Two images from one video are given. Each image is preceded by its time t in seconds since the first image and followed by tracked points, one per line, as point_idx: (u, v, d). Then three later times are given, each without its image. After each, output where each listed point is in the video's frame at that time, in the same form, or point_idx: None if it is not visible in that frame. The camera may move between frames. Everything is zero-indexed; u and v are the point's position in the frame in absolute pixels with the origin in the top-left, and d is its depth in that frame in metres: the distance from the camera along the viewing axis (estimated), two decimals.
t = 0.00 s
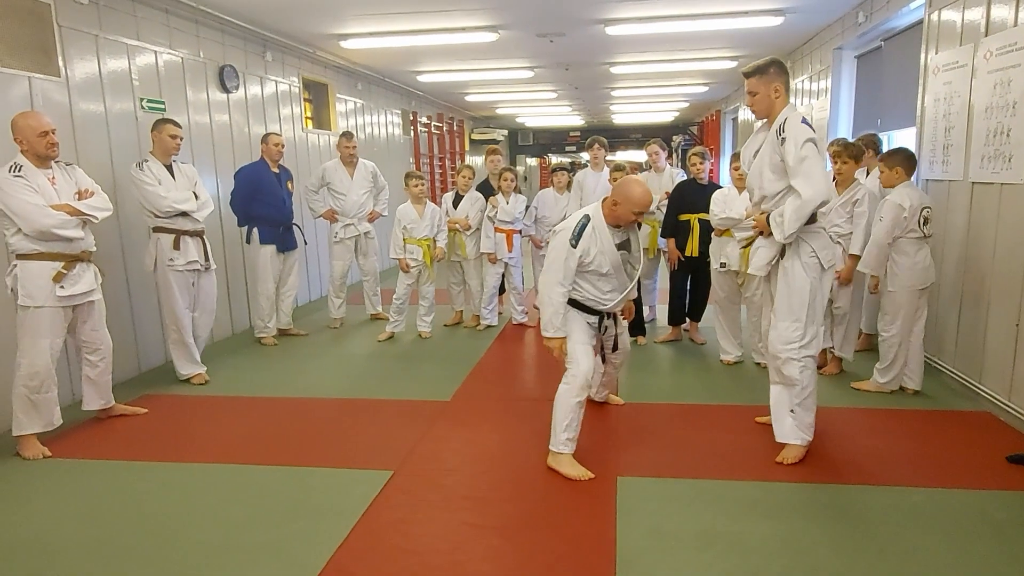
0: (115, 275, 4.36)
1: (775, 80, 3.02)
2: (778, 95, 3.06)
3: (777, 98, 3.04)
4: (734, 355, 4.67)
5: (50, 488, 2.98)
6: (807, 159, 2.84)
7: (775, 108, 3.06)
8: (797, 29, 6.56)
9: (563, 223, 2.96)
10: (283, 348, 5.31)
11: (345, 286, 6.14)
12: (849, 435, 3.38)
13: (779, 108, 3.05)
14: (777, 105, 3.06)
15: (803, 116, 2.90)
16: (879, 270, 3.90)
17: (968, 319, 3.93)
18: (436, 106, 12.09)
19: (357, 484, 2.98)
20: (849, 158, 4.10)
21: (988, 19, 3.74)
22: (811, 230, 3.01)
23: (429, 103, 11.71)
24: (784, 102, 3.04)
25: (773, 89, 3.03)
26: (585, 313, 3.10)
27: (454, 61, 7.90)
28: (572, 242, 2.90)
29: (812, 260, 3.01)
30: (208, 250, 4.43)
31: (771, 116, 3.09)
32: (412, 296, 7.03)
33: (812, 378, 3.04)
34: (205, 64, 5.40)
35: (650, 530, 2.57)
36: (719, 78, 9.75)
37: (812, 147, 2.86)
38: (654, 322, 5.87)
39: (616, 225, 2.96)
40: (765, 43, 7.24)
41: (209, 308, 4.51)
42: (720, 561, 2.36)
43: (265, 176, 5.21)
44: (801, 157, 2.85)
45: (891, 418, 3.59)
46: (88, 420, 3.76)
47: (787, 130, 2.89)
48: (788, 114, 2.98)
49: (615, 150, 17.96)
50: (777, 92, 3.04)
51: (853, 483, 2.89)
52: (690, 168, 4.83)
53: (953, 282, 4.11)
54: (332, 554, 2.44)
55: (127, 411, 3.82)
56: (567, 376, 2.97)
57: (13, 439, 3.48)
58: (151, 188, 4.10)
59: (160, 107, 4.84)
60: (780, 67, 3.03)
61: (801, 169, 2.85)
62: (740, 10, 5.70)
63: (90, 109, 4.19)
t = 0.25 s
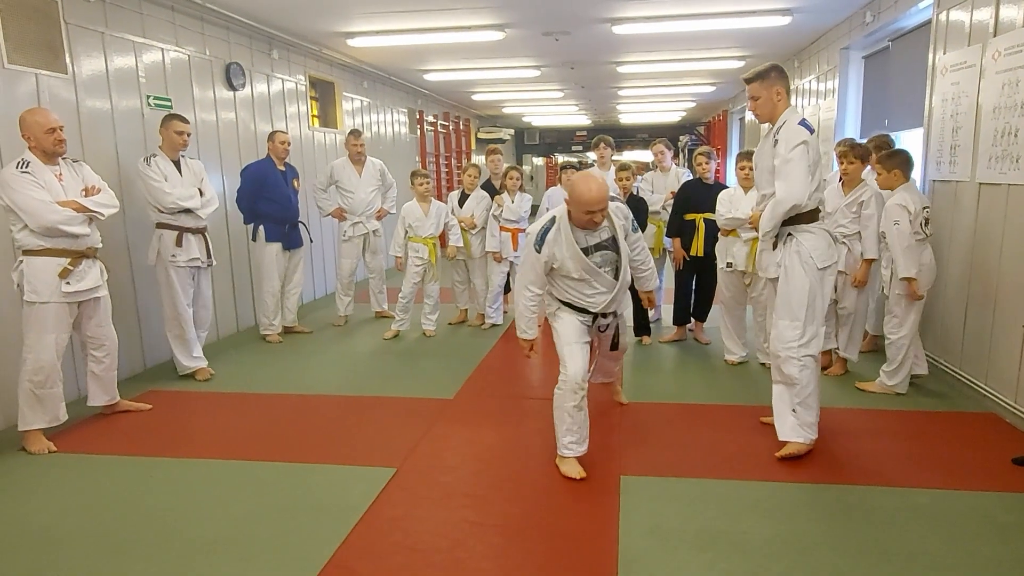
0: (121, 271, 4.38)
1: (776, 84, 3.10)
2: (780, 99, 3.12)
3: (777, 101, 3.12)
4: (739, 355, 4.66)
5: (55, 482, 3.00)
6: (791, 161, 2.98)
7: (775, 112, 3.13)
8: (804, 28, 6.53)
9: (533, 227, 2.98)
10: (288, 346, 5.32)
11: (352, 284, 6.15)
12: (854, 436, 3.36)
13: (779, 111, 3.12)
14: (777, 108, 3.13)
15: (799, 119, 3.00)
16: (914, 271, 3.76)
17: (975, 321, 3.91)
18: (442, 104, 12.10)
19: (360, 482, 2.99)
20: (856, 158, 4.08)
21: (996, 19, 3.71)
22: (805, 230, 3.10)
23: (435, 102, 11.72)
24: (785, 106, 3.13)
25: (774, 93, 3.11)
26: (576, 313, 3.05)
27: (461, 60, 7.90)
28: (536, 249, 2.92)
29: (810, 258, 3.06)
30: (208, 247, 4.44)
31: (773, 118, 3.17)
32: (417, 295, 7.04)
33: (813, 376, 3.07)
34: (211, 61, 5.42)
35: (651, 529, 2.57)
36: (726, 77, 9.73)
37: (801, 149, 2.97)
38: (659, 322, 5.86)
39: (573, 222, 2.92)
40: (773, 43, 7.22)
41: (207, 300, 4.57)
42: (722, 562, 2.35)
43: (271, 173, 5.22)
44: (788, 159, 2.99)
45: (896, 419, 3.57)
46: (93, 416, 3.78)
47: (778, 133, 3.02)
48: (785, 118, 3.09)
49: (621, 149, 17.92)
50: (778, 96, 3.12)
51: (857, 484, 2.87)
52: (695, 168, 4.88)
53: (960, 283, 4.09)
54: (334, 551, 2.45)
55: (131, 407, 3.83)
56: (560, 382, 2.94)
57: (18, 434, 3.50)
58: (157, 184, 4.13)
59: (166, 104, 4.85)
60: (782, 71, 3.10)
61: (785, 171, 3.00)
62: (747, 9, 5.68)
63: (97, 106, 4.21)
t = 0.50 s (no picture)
0: (126, 270, 4.40)
1: (778, 85, 3.11)
2: (780, 99, 3.13)
3: (778, 101, 3.13)
4: (743, 355, 4.65)
5: (60, 481, 3.01)
6: (790, 159, 2.99)
7: (776, 111, 3.14)
8: (809, 28, 6.52)
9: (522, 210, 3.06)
10: (292, 345, 5.34)
11: (357, 283, 6.16)
12: (857, 437, 3.36)
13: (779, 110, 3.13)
14: (778, 108, 3.13)
15: (799, 118, 3.01)
16: (921, 272, 3.77)
17: (979, 322, 3.89)
18: (446, 104, 12.10)
19: (363, 481, 2.99)
20: (859, 159, 4.09)
21: (1002, 19, 3.70)
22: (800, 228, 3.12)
23: (439, 102, 11.72)
24: (785, 106, 3.14)
25: (775, 93, 3.12)
26: (571, 302, 3.03)
27: (465, 60, 7.90)
28: (520, 233, 3.01)
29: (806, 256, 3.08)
30: (204, 248, 4.43)
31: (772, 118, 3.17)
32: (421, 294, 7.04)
33: (786, 371, 3.12)
34: (216, 61, 5.43)
35: (655, 530, 2.56)
36: (730, 77, 9.71)
37: (800, 147, 2.99)
38: (663, 322, 5.86)
39: (552, 203, 2.91)
40: (777, 43, 7.20)
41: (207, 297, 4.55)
42: (724, 562, 2.34)
43: (276, 173, 5.24)
44: (786, 158, 3.00)
45: (899, 420, 3.56)
46: (98, 415, 3.80)
47: (777, 132, 3.03)
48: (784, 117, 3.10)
49: (625, 149, 17.91)
50: (779, 97, 3.13)
51: (860, 485, 2.87)
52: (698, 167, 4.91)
53: (964, 283, 4.07)
54: (337, 551, 2.45)
55: (136, 405, 3.85)
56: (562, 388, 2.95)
57: (23, 432, 3.52)
58: (157, 184, 4.14)
59: (171, 104, 4.87)
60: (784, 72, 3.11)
61: (785, 169, 3.01)
62: (751, 9, 5.67)
63: (102, 105, 4.23)
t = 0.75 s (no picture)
0: (128, 270, 4.41)
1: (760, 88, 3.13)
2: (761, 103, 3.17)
3: (760, 104, 3.16)
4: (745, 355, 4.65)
5: (63, 481, 3.02)
6: (785, 161, 2.99)
7: (759, 115, 3.16)
8: (811, 28, 6.51)
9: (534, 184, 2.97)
10: (294, 345, 5.35)
11: (359, 283, 6.16)
12: (859, 437, 3.36)
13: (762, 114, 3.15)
14: (761, 112, 3.15)
15: (783, 121, 3.03)
16: (934, 268, 3.83)
17: (981, 321, 3.90)
18: (448, 104, 12.11)
19: (365, 481, 3.00)
20: (862, 159, 4.08)
21: (1004, 19, 3.69)
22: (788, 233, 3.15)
23: (441, 101, 11.74)
24: (767, 111, 3.16)
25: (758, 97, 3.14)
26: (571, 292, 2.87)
27: (466, 59, 7.91)
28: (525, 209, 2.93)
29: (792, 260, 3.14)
30: (203, 248, 4.43)
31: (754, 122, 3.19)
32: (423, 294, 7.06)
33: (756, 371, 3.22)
34: (218, 61, 5.44)
35: (656, 531, 2.56)
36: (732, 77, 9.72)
37: (791, 149, 3.00)
38: (664, 322, 5.86)
39: (551, 176, 2.81)
40: (779, 42, 7.20)
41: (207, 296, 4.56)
42: (726, 563, 2.35)
43: (278, 173, 5.24)
44: (779, 160, 3.00)
45: (901, 420, 3.56)
46: (101, 414, 3.81)
47: (765, 135, 3.03)
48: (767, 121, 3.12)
49: (627, 149, 17.93)
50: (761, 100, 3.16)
51: (862, 485, 2.87)
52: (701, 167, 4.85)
53: (966, 284, 4.07)
54: (340, 550, 2.46)
55: (139, 405, 3.86)
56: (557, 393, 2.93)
57: (26, 432, 3.53)
58: (157, 182, 4.14)
59: (174, 104, 4.88)
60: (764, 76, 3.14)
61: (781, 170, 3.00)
62: (753, 9, 5.67)
63: (104, 105, 4.24)
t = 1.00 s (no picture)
0: (129, 269, 4.41)
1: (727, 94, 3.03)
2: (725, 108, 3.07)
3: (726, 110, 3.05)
4: (745, 355, 4.65)
5: (64, 480, 3.02)
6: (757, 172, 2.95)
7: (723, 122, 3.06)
8: (812, 27, 6.51)
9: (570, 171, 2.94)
10: (295, 344, 5.35)
11: (361, 283, 6.17)
12: (859, 437, 3.35)
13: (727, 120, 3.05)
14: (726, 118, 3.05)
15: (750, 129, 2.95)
16: (942, 267, 3.85)
17: (982, 321, 3.89)
18: (449, 103, 12.12)
19: (365, 480, 3.00)
20: (863, 159, 4.08)
21: (1006, 19, 3.68)
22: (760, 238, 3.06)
23: (443, 101, 11.75)
24: (732, 117, 3.06)
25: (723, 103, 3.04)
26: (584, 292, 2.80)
27: (468, 59, 7.91)
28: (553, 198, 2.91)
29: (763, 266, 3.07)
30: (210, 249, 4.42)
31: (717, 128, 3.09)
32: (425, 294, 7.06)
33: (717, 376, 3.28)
34: (219, 61, 5.45)
35: (655, 531, 2.56)
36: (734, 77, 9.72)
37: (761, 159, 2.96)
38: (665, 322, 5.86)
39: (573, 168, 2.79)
40: (780, 42, 7.19)
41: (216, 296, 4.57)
42: (724, 563, 2.35)
43: (279, 173, 5.23)
44: (750, 170, 2.93)
45: (901, 420, 3.56)
46: (101, 414, 3.81)
47: (732, 143, 2.93)
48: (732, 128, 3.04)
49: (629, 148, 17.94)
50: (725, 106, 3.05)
51: (862, 485, 2.86)
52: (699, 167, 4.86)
53: (967, 283, 4.07)
54: (339, 550, 2.46)
55: (139, 405, 3.87)
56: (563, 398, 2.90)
57: (27, 431, 3.54)
58: (164, 183, 4.15)
59: (175, 103, 4.89)
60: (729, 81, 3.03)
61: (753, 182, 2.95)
62: (754, 9, 5.66)
63: (105, 105, 4.24)
